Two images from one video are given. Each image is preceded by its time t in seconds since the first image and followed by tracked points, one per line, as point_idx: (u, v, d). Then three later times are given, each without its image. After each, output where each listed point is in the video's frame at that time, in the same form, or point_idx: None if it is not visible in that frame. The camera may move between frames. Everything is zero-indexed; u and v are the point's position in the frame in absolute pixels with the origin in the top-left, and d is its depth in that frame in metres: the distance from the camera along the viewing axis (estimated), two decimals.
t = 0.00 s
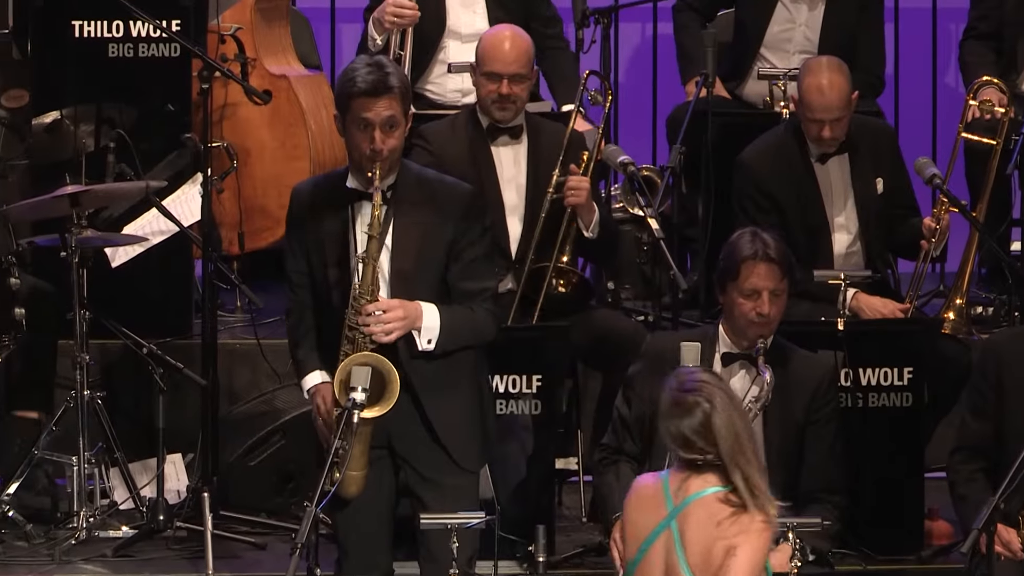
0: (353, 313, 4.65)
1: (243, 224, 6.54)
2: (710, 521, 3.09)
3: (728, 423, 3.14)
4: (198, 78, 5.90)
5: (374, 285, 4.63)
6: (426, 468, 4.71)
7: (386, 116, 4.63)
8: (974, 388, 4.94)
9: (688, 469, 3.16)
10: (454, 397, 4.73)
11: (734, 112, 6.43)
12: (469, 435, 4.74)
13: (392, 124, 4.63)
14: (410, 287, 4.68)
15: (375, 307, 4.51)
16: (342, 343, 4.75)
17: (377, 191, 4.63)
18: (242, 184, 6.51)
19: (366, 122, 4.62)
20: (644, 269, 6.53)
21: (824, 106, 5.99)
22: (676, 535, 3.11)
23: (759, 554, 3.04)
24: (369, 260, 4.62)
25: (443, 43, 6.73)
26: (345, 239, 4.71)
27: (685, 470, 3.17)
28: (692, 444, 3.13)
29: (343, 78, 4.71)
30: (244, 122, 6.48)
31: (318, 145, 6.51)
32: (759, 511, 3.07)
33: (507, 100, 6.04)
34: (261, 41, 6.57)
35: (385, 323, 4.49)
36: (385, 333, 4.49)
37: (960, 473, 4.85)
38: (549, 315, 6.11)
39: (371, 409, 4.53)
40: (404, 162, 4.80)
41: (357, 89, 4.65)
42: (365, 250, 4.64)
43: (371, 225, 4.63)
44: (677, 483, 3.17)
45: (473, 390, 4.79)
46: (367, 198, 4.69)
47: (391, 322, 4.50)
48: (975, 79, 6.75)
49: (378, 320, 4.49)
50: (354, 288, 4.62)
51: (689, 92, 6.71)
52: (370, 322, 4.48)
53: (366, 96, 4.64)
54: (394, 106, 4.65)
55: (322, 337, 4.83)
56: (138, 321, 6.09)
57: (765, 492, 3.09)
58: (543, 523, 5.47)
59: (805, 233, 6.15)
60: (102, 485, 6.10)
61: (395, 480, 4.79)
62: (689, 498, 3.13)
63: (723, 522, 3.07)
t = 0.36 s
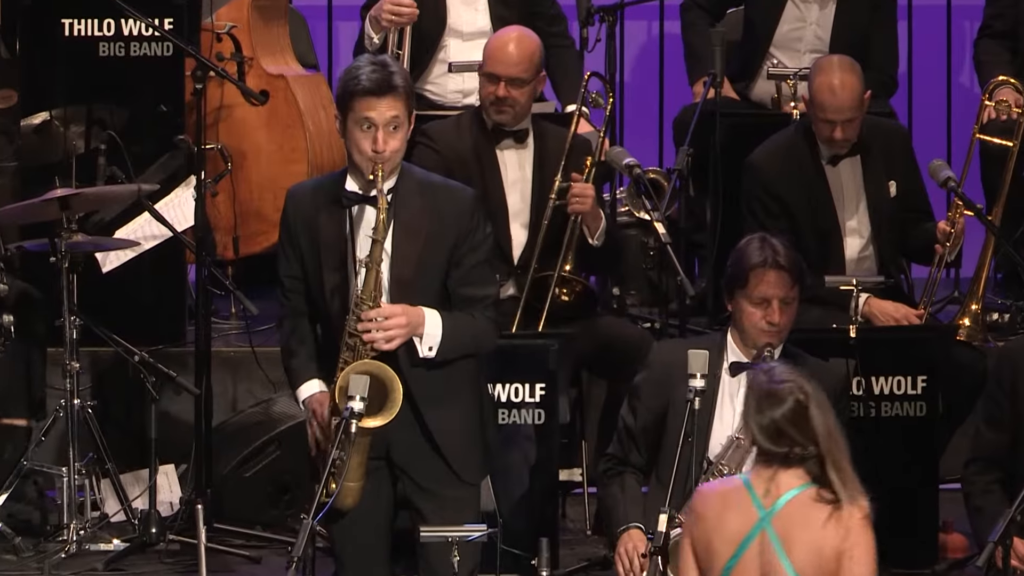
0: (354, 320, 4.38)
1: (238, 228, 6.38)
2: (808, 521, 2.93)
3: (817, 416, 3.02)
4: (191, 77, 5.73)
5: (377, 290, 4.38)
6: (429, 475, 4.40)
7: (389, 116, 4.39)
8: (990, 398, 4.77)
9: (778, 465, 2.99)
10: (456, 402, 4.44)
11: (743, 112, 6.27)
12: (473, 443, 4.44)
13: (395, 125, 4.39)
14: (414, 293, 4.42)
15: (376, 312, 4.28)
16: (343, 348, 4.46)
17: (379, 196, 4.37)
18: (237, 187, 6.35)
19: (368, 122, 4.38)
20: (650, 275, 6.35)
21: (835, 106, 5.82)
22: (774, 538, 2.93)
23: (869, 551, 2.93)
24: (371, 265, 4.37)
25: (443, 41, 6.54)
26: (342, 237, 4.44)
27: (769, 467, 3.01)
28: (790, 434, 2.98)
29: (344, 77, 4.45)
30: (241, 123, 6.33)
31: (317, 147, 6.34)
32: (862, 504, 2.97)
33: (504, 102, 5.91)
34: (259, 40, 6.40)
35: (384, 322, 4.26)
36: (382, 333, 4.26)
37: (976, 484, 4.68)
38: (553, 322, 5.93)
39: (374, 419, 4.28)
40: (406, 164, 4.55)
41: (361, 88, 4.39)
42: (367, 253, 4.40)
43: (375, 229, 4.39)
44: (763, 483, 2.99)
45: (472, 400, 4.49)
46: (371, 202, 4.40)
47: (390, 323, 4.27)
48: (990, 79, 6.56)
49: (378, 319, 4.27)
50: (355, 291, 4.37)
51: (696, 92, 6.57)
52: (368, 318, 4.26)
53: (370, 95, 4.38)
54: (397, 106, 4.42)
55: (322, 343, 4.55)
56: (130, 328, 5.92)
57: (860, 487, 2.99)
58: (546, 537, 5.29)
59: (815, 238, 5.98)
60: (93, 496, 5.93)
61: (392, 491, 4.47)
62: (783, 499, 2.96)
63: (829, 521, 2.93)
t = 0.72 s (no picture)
0: (352, 329, 4.22)
1: (233, 230, 6.22)
2: (880, 519, 3.25)
3: (882, 413, 3.31)
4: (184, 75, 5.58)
5: (377, 300, 4.21)
6: (427, 485, 4.23)
7: (391, 121, 4.21)
8: (1006, 404, 4.62)
9: (850, 460, 3.30)
10: (456, 411, 4.27)
11: (757, 112, 6.08)
12: (474, 453, 4.26)
13: (396, 129, 4.21)
14: (413, 301, 4.25)
15: (379, 320, 4.10)
16: (340, 359, 4.28)
17: (380, 201, 4.18)
18: (233, 188, 6.19)
19: (368, 126, 4.21)
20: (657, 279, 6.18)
21: (846, 107, 5.65)
22: (847, 538, 3.25)
23: (939, 542, 3.25)
24: (371, 272, 4.19)
25: (445, 39, 6.38)
26: (339, 243, 4.25)
27: (842, 463, 3.31)
28: (862, 428, 3.29)
29: (344, 79, 4.26)
30: (237, 123, 6.17)
31: (317, 148, 6.16)
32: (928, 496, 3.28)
33: (501, 101, 5.76)
34: (258, 38, 6.20)
35: (380, 331, 4.08)
36: (377, 342, 4.08)
37: (994, 493, 4.53)
38: (556, 327, 5.77)
39: (373, 430, 4.09)
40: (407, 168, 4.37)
41: (362, 91, 4.22)
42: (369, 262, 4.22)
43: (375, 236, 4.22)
44: (835, 482, 3.31)
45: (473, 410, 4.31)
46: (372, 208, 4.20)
47: (387, 334, 4.09)
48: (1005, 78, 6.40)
49: (375, 326, 4.09)
50: (354, 299, 4.20)
51: (705, 91, 6.41)
52: (365, 325, 4.08)
53: (372, 99, 4.21)
54: (399, 110, 4.23)
55: (315, 353, 4.40)
56: (122, 334, 5.76)
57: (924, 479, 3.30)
58: (551, 549, 5.13)
59: (826, 241, 5.82)
60: (84, 506, 5.76)
61: (391, 502, 4.31)
62: (856, 497, 3.28)
63: (903, 520, 3.25)
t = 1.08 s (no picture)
0: (356, 332, 4.02)
1: (229, 229, 6.06)
2: (931, 519, 3.30)
3: (931, 408, 3.36)
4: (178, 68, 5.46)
5: (384, 302, 4.03)
6: (427, 491, 4.05)
7: (397, 117, 4.02)
8: None
9: (899, 457, 3.34)
10: (458, 415, 4.08)
11: (767, 108, 5.93)
12: (477, 459, 4.08)
13: (402, 126, 4.02)
14: (416, 302, 4.09)
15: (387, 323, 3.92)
16: (341, 360, 4.08)
17: (388, 198, 4.02)
18: (228, 186, 6.03)
19: (373, 122, 4.02)
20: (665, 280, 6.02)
21: (860, 104, 5.48)
22: (897, 540, 3.30)
23: (990, 540, 3.29)
24: (380, 274, 4.02)
25: (446, 32, 6.25)
26: (339, 242, 4.07)
27: (890, 461, 3.36)
28: (909, 424, 3.34)
29: (349, 74, 4.08)
30: (232, 121, 6.00)
31: (315, 145, 6.03)
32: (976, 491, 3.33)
33: (515, 82, 5.60)
34: (256, 32, 6.06)
35: (386, 333, 3.91)
36: (383, 344, 3.91)
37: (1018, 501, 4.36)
38: (561, 329, 5.61)
39: (380, 436, 3.95)
40: (410, 164, 4.20)
41: (367, 85, 4.03)
42: (376, 263, 4.05)
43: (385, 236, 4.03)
44: (883, 482, 3.35)
45: (476, 413, 4.12)
46: (379, 206, 4.05)
47: (393, 335, 3.92)
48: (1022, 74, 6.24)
49: (381, 328, 3.91)
50: (362, 301, 4.01)
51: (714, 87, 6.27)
52: (370, 327, 3.90)
53: (378, 94, 4.02)
54: (405, 106, 4.05)
55: (314, 356, 4.20)
56: (115, 336, 5.60)
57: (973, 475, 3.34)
58: (555, 558, 4.95)
59: (840, 241, 5.65)
60: (75, 513, 5.58)
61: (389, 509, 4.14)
62: (906, 497, 3.33)
63: (953, 519, 3.29)
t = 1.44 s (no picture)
0: (351, 326, 3.87)
1: (222, 227, 5.90)
2: (1001, 513, 3.07)
3: (987, 393, 3.12)
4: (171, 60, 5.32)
5: (380, 296, 3.89)
6: (426, 499, 3.86)
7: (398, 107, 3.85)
8: None
9: (958, 448, 3.09)
10: (461, 415, 3.90)
11: (776, 103, 5.78)
12: (478, 464, 3.91)
13: (403, 116, 3.86)
14: (417, 294, 3.92)
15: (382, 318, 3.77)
16: (334, 356, 3.92)
17: (388, 192, 3.86)
18: (221, 183, 5.87)
19: (375, 113, 3.85)
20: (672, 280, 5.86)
21: (873, 100, 5.31)
22: (975, 537, 3.06)
23: None
24: (379, 267, 3.87)
25: (447, 25, 6.17)
26: (333, 237, 3.90)
27: (948, 453, 3.11)
28: (967, 412, 3.10)
29: (349, 62, 3.90)
30: (227, 115, 5.86)
31: (310, 139, 5.90)
32: None
33: (523, 75, 5.47)
34: (249, 25, 5.91)
35: (381, 328, 3.76)
36: (377, 341, 3.77)
37: None
38: (565, 330, 5.44)
39: (374, 433, 3.78)
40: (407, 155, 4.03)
41: (368, 72, 3.87)
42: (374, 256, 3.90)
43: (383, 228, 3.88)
44: (948, 476, 3.10)
45: (480, 411, 3.94)
46: (378, 197, 3.91)
47: (389, 331, 3.77)
48: None
49: (375, 323, 3.77)
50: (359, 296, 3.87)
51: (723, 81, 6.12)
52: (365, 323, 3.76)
53: (378, 81, 3.86)
54: (405, 96, 3.89)
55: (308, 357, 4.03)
56: (106, 339, 5.45)
57: None
58: (560, 567, 4.77)
59: (853, 240, 5.48)
60: (64, 521, 5.41)
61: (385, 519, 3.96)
62: (974, 492, 3.08)
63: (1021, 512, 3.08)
